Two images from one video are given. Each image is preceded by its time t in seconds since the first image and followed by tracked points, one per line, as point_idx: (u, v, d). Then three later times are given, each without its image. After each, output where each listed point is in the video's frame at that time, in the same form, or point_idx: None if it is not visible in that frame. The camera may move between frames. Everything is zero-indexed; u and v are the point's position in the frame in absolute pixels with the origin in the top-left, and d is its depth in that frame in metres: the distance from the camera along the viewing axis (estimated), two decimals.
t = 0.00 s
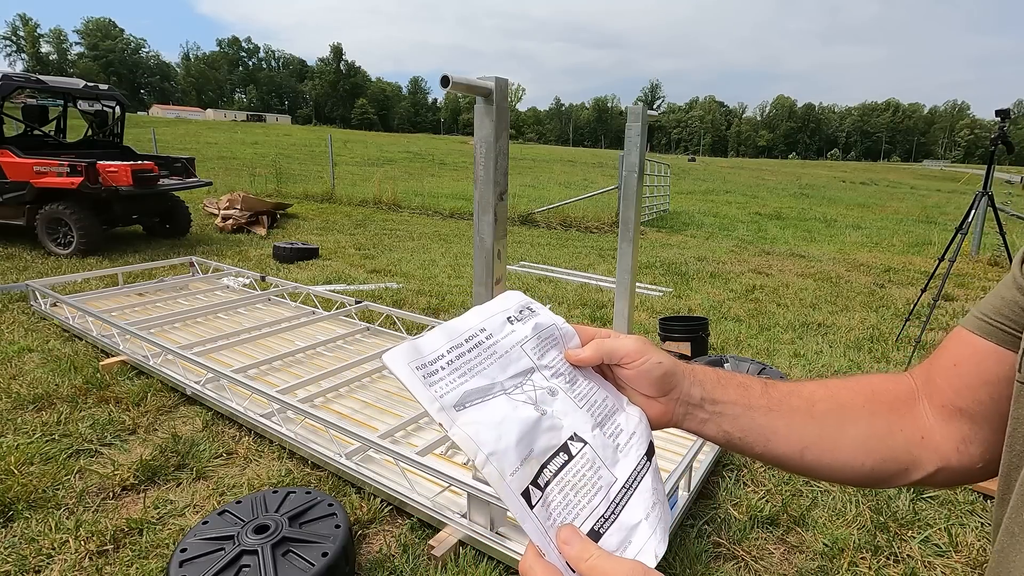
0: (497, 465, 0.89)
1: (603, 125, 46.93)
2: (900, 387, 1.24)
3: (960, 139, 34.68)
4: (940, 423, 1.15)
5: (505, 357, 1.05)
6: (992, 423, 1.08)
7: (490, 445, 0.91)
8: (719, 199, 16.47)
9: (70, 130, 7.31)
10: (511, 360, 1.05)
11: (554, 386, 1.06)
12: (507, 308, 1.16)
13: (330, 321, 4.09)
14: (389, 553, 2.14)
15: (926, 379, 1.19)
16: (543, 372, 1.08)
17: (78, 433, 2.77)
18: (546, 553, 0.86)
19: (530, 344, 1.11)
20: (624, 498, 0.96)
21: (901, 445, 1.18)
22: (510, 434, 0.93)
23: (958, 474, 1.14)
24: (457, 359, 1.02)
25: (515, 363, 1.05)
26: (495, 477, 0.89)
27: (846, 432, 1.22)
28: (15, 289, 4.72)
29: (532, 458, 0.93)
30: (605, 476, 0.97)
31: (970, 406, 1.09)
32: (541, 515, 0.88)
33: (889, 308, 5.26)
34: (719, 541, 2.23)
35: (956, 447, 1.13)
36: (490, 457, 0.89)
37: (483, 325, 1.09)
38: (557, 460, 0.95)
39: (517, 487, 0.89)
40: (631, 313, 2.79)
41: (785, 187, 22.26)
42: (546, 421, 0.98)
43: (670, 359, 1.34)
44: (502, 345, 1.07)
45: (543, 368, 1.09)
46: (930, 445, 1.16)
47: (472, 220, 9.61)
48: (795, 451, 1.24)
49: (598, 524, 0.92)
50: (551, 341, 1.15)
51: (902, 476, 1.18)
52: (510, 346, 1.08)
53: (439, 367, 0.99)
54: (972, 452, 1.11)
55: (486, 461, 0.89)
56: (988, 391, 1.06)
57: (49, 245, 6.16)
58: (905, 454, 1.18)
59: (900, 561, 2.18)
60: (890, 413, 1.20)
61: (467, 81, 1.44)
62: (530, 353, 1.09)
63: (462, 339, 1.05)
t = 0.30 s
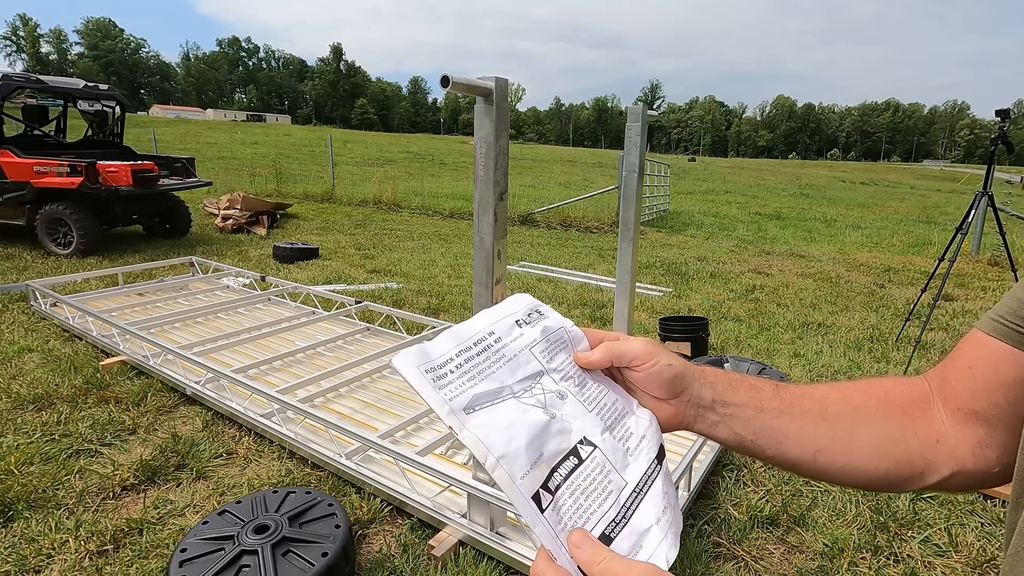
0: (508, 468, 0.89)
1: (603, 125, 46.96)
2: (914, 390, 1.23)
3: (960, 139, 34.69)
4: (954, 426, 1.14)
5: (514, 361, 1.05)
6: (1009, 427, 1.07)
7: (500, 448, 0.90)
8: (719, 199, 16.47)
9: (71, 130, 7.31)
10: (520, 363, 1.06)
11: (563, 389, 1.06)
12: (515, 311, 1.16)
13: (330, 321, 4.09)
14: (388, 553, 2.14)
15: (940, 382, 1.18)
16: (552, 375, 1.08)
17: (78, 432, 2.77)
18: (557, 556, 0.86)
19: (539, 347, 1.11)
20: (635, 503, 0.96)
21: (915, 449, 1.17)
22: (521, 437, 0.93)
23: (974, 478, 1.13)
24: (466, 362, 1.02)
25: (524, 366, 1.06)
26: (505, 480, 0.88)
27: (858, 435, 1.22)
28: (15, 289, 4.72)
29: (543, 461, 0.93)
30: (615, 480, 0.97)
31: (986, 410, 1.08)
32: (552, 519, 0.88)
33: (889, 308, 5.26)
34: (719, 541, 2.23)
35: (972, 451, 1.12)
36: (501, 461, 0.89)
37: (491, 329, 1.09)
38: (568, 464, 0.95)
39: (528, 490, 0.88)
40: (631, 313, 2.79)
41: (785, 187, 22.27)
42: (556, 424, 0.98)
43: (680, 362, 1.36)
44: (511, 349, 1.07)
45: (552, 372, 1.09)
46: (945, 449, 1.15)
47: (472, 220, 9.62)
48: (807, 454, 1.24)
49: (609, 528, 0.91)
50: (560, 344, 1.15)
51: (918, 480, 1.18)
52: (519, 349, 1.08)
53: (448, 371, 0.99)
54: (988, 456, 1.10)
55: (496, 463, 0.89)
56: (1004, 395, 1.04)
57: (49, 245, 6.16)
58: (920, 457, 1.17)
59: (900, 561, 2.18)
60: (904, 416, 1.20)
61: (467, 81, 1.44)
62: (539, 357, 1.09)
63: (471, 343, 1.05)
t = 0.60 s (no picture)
0: (512, 468, 0.89)
1: (603, 125, 46.97)
2: (921, 392, 1.23)
3: (960, 139, 34.71)
4: (961, 429, 1.15)
5: (518, 360, 1.05)
6: (1016, 429, 1.07)
7: (505, 448, 0.90)
8: (719, 199, 16.47)
9: (70, 130, 7.31)
10: (525, 362, 1.06)
11: (568, 388, 1.06)
12: (520, 309, 1.16)
13: (330, 321, 4.09)
14: (388, 553, 2.14)
15: (947, 384, 1.18)
16: (557, 374, 1.08)
17: (78, 433, 2.77)
18: (563, 556, 0.86)
19: (544, 346, 1.11)
20: (640, 503, 0.96)
21: (921, 451, 1.18)
22: (525, 437, 0.93)
23: (981, 481, 1.13)
24: (471, 362, 1.02)
25: (529, 365, 1.06)
26: (510, 480, 0.88)
27: (864, 436, 1.23)
28: (15, 289, 4.72)
29: (548, 461, 0.93)
30: (621, 480, 0.97)
31: (993, 413, 1.08)
32: (558, 518, 0.88)
33: (889, 308, 5.26)
34: (719, 541, 2.23)
35: (980, 454, 1.12)
36: (506, 460, 0.89)
37: (496, 328, 1.09)
38: (573, 464, 0.95)
39: (534, 490, 0.89)
40: (631, 313, 2.79)
41: (785, 187, 22.26)
42: (561, 423, 0.98)
43: (685, 361, 1.35)
44: (515, 348, 1.07)
45: (557, 371, 1.09)
46: (951, 451, 1.15)
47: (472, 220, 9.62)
48: (813, 455, 1.24)
49: (615, 528, 0.91)
50: (564, 343, 1.15)
51: (924, 483, 1.18)
52: (524, 348, 1.08)
53: (452, 371, 0.99)
54: (995, 459, 1.10)
55: (501, 464, 0.89)
56: (1012, 398, 1.05)
57: (49, 245, 6.16)
58: (926, 460, 1.17)
59: (899, 561, 2.18)
60: (910, 418, 1.21)
61: (467, 81, 1.44)
62: (544, 356, 1.09)
63: (475, 342, 1.05)
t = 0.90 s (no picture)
0: (486, 470, 0.90)
1: (603, 125, 46.99)
2: (924, 393, 1.24)
3: (960, 139, 34.75)
4: (965, 430, 1.15)
5: (511, 360, 1.05)
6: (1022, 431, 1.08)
7: (482, 450, 0.91)
8: (719, 199, 16.47)
9: (70, 130, 7.31)
10: (517, 363, 1.05)
11: (556, 393, 1.05)
12: (521, 306, 1.15)
13: (330, 321, 4.09)
14: (388, 553, 2.14)
15: (951, 386, 1.19)
16: (548, 377, 1.07)
17: (78, 432, 2.77)
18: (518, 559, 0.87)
19: (538, 347, 1.10)
20: (601, 515, 0.96)
21: (925, 451, 1.18)
22: (504, 440, 0.93)
23: (984, 482, 1.14)
24: (462, 359, 1.01)
25: (521, 366, 1.05)
26: (482, 481, 0.89)
27: (867, 438, 1.23)
28: (15, 289, 4.72)
29: (524, 465, 0.93)
30: (589, 490, 0.97)
31: (998, 413, 1.09)
32: (521, 523, 0.89)
33: (889, 308, 5.26)
34: (719, 541, 2.23)
35: (983, 455, 1.13)
36: (481, 462, 0.90)
37: (492, 325, 1.08)
38: (548, 469, 0.96)
39: (503, 494, 0.89)
40: (631, 313, 2.79)
41: (785, 187, 22.26)
42: (543, 429, 0.98)
43: (685, 363, 1.32)
44: (509, 348, 1.06)
45: (549, 373, 1.08)
46: (955, 452, 1.16)
47: (472, 220, 9.62)
48: (814, 456, 1.24)
49: (571, 538, 0.92)
50: (562, 344, 1.14)
51: (927, 484, 1.18)
52: (517, 348, 1.07)
53: (443, 367, 0.98)
54: (999, 460, 1.11)
55: (476, 465, 0.90)
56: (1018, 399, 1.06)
57: (49, 245, 6.16)
58: (930, 461, 1.18)
59: (900, 561, 2.18)
60: (914, 419, 1.21)
61: (467, 81, 1.44)
62: (537, 357, 1.08)
63: (470, 339, 1.04)
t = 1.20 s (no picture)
0: (457, 469, 0.89)
1: (603, 125, 47.01)
2: (924, 396, 1.24)
3: (959, 139, 34.78)
4: (966, 432, 1.15)
5: (495, 362, 1.05)
6: None
7: (454, 448, 0.91)
8: (719, 199, 16.48)
9: (70, 130, 7.31)
10: (501, 365, 1.05)
11: (540, 395, 1.04)
12: (511, 309, 1.16)
13: (330, 321, 4.09)
14: (388, 553, 2.14)
15: (952, 388, 1.19)
16: (533, 379, 1.07)
17: (78, 432, 2.77)
18: (488, 557, 0.85)
19: (525, 350, 1.10)
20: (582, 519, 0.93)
21: (926, 453, 1.18)
22: (479, 440, 0.92)
23: (985, 486, 1.13)
24: (444, 361, 1.02)
25: (505, 368, 1.05)
26: (453, 479, 0.89)
27: (867, 441, 1.22)
28: (15, 289, 4.72)
29: (499, 465, 0.92)
30: (570, 494, 0.94)
31: (999, 414, 1.10)
32: (492, 521, 0.87)
33: (889, 307, 5.26)
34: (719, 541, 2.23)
35: (985, 458, 1.12)
36: (452, 460, 0.90)
37: (478, 328, 1.09)
38: (525, 471, 0.94)
39: (474, 492, 0.88)
40: (631, 313, 2.79)
41: (785, 187, 22.27)
42: (522, 429, 0.97)
43: (678, 368, 1.27)
44: (494, 350, 1.07)
45: (534, 376, 1.07)
46: (955, 455, 1.16)
47: (472, 220, 9.62)
48: (813, 459, 1.23)
49: (549, 540, 0.89)
50: (551, 346, 1.14)
51: (927, 487, 1.18)
52: (502, 350, 1.07)
53: (423, 369, 0.99)
54: (1001, 462, 1.10)
55: (447, 463, 0.89)
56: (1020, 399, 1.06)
57: (49, 245, 6.16)
58: (931, 463, 1.18)
59: (899, 561, 2.18)
60: (913, 421, 1.21)
61: (467, 81, 1.43)
62: (522, 359, 1.08)
63: (454, 341, 1.05)
